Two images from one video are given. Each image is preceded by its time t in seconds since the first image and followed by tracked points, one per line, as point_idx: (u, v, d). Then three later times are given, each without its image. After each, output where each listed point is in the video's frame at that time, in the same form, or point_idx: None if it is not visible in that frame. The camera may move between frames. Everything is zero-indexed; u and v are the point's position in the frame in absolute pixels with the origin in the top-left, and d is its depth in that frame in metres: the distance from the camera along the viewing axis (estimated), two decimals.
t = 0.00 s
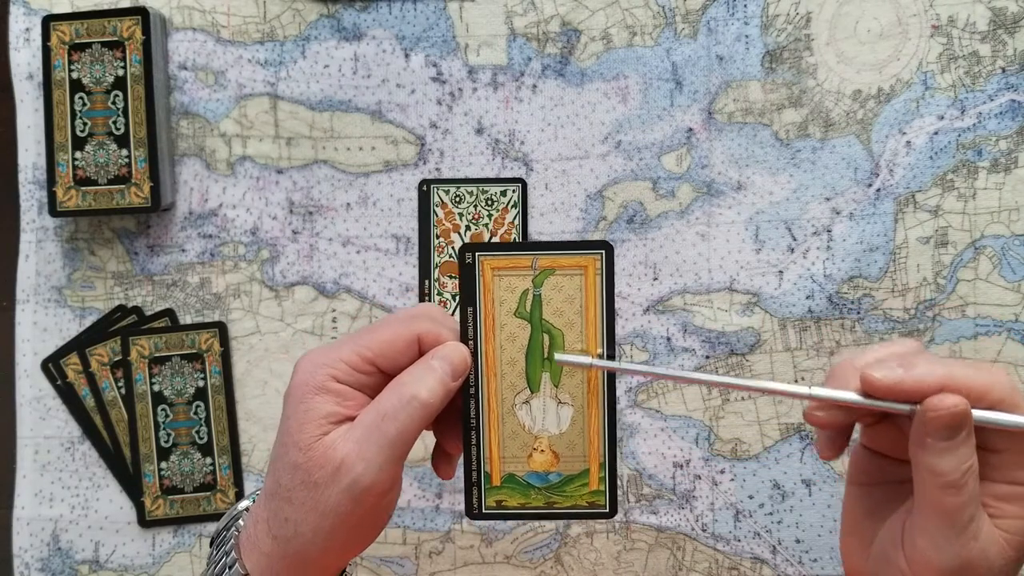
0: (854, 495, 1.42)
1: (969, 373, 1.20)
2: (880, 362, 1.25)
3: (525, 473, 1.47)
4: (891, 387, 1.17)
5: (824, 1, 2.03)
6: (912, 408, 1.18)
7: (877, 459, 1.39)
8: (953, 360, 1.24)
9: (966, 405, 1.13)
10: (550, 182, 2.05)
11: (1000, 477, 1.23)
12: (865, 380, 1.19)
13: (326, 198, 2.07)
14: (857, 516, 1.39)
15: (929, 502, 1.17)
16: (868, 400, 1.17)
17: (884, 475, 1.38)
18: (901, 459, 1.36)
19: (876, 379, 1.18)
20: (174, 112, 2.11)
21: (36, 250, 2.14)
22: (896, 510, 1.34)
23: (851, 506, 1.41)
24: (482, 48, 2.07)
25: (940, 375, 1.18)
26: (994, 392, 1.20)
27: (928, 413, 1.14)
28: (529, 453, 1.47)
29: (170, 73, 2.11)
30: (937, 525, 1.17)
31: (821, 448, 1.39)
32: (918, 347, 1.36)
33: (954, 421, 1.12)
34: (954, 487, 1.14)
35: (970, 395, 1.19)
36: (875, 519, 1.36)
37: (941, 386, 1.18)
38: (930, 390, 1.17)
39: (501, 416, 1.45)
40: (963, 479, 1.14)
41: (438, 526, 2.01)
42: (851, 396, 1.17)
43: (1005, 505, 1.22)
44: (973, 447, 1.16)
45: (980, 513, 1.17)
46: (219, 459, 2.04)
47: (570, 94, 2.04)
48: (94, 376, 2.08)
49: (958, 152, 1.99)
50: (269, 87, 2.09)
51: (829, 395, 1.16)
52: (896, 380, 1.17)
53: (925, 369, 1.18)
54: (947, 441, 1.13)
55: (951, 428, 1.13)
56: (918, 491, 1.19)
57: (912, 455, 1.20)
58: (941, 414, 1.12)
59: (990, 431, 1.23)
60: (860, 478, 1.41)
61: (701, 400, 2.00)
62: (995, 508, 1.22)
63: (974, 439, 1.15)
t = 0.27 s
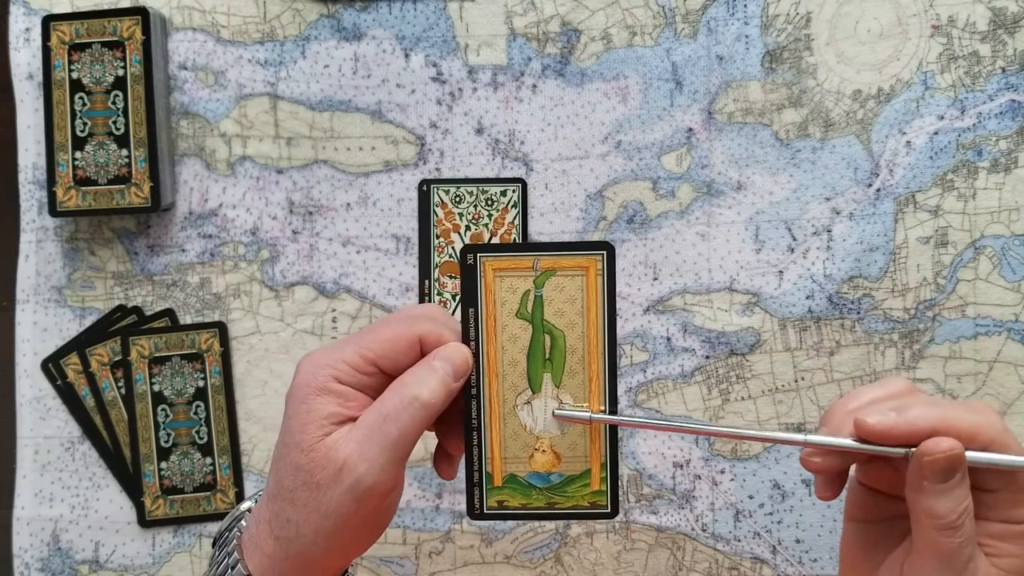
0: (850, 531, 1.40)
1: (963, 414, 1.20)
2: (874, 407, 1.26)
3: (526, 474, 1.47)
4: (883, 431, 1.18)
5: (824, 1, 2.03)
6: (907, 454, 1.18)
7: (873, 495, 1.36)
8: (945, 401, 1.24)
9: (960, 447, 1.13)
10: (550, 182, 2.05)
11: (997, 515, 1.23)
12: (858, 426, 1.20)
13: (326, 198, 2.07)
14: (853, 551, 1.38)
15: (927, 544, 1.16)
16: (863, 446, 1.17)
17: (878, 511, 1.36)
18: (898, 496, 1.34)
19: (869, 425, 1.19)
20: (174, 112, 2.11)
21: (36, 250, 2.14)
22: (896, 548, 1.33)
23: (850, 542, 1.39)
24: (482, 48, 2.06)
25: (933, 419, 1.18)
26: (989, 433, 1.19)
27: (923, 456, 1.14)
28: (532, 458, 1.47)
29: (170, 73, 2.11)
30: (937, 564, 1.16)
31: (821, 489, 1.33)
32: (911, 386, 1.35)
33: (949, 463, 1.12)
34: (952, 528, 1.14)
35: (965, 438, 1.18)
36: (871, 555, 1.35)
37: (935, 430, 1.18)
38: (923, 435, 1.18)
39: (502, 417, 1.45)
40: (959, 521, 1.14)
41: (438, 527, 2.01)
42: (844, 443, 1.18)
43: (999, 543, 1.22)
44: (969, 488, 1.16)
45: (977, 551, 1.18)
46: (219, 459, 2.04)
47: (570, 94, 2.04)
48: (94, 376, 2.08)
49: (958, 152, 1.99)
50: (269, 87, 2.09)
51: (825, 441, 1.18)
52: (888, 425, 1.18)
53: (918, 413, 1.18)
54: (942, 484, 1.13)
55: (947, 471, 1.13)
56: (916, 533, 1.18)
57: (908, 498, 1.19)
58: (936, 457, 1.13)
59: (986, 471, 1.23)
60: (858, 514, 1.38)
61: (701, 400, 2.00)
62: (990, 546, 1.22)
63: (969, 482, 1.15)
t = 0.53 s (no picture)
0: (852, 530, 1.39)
1: (962, 412, 1.20)
2: (874, 407, 1.27)
3: (529, 472, 1.47)
4: (884, 430, 1.18)
5: (824, 1, 2.03)
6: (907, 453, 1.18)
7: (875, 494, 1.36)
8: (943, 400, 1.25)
9: (961, 445, 1.13)
10: (550, 182, 2.05)
11: (997, 513, 1.23)
12: (858, 425, 1.20)
13: (326, 198, 2.07)
14: (854, 551, 1.38)
15: (929, 542, 1.16)
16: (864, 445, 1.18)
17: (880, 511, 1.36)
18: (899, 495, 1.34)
19: (869, 423, 1.19)
20: (174, 111, 2.11)
21: (36, 250, 2.14)
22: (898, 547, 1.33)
23: (852, 539, 1.39)
24: (482, 48, 2.06)
25: (933, 417, 1.19)
26: (988, 431, 1.20)
27: (924, 454, 1.14)
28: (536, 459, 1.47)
29: (170, 73, 2.11)
30: (938, 563, 1.16)
31: (822, 489, 1.34)
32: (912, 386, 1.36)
33: (951, 461, 1.13)
34: (953, 526, 1.14)
35: (966, 436, 1.19)
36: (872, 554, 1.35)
37: (934, 428, 1.18)
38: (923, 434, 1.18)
39: (505, 415, 1.45)
40: (960, 519, 1.14)
41: (438, 526, 2.01)
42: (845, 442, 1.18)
43: (999, 541, 1.22)
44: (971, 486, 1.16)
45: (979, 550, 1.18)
46: (219, 459, 2.04)
47: (570, 94, 2.04)
48: (94, 376, 2.08)
49: (958, 152, 1.99)
50: (269, 87, 2.09)
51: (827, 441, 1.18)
52: (888, 424, 1.18)
53: (917, 411, 1.19)
54: (944, 482, 1.13)
55: (948, 469, 1.13)
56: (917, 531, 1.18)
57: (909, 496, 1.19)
58: (937, 455, 1.13)
59: (984, 469, 1.24)
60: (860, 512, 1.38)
61: (701, 400, 2.00)
62: (990, 544, 1.23)
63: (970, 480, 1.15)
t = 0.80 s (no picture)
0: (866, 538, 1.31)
1: (987, 419, 1.13)
2: (891, 416, 1.20)
3: (530, 472, 1.47)
4: (905, 441, 1.11)
5: (824, 1, 2.03)
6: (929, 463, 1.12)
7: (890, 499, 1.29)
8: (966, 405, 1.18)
9: (988, 454, 1.07)
10: (550, 182, 2.05)
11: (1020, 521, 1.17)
12: (877, 436, 1.13)
13: (326, 198, 2.07)
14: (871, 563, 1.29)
15: (953, 551, 1.10)
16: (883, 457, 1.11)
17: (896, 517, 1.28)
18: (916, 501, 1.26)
19: (889, 435, 1.12)
20: (174, 112, 2.11)
21: (36, 250, 2.14)
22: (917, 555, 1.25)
23: (866, 546, 1.30)
24: (482, 48, 2.06)
25: (956, 426, 1.11)
26: (1013, 437, 1.12)
27: (949, 465, 1.08)
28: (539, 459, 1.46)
29: (170, 73, 2.11)
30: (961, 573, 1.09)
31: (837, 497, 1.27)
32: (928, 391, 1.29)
33: (976, 470, 1.07)
34: (978, 536, 1.08)
35: (990, 445, 1.11)
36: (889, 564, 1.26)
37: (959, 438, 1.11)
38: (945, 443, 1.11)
39: (506, 414, 1.45)
40: (986, 528, 1.08)
41: (438, 526, 2.01)
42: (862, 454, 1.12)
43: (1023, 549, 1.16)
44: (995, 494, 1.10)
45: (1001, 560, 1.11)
46: (219, 459, 2.04)
47: (570, 94, 2.04)
48: (94, 376, 2.08)
49: (958, 152, 1.99)
50: (269, 87, 2.09)
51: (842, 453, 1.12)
52: (911, 434, 1.11)
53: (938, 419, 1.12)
54: (969, 492, 1.07)
55: (973, 478, 1.07)
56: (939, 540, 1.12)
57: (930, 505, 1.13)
58: (962, 465, 1.07)
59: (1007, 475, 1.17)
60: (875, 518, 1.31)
61: (701, 400, 2.00)
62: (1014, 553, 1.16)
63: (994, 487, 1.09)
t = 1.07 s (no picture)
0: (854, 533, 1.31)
1: (951, 414, 1.12)
2: (862, 419, 1.19)
3: (527, 469, 1.46)
4: (874, 447, 1.10)
5: (824, 1, 2.03)
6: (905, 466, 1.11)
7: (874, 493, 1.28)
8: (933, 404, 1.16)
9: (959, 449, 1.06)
10: (550, 182, 2.05)
11: (996, 513, 1.16)
12: (848, 443, 1.12)
13: (326, 198, 2.07)
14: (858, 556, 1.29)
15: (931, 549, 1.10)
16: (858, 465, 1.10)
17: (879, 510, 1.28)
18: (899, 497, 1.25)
19: (859, 443, 1.11)
20: (174, 112, 2.11)
21: (37, 250, 2.14)
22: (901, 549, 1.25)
23: (853, 542, 1.31)
24: (482, 48, 2.07)
25: (924, 425, 1.10)
26: (980, 432, 1.11)
27: (923, 462, 1.08)
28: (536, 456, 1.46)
29: (169, 73, 2.11)
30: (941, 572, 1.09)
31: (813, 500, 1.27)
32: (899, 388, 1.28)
33: (950, 467, 1.06)
34: (955, 532, 1.07)
35: (959, 441, 1.10)
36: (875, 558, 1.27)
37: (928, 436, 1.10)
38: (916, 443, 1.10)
39: (502, 412, 1.45)
40: (964, 524, 1.07)
41: (438, 526, 2.01)
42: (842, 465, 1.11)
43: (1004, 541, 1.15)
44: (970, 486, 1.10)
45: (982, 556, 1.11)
46: (219, 459, 2.04)
47: (570, 94, 2.05)
48: (94, 376, 2.08)
49: (958, 152, 1.99)
50: (269, 87, 2.09)
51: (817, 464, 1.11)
52: (880, 440, 1.10)
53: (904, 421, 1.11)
54: (944, 489, 1.07)
55: (948, 475, 1.06)
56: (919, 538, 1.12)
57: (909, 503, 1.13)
58: (937, 463, 1.06)
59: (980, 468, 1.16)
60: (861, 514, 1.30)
61: (701, 400, 2.00)
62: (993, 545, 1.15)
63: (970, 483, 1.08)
